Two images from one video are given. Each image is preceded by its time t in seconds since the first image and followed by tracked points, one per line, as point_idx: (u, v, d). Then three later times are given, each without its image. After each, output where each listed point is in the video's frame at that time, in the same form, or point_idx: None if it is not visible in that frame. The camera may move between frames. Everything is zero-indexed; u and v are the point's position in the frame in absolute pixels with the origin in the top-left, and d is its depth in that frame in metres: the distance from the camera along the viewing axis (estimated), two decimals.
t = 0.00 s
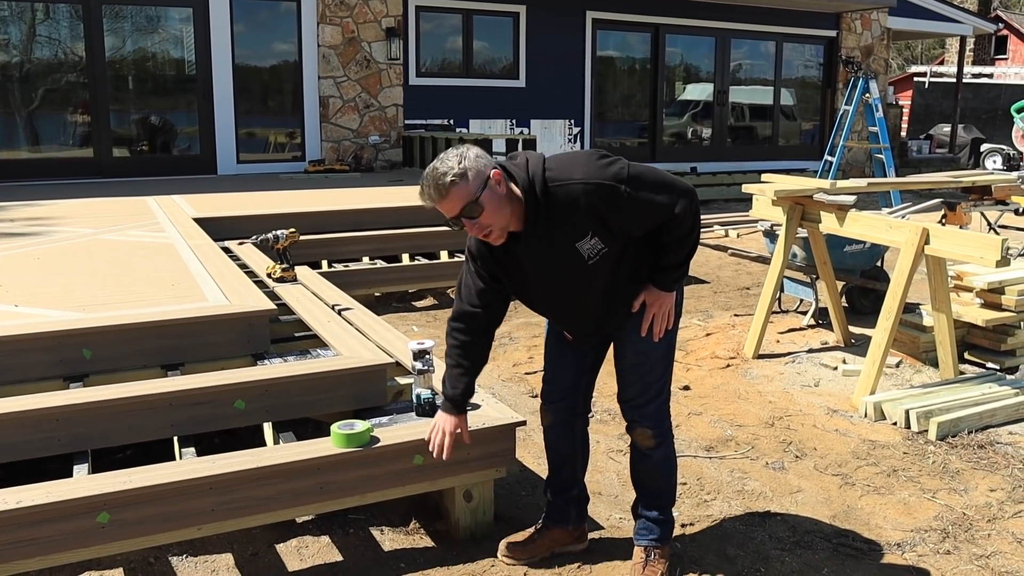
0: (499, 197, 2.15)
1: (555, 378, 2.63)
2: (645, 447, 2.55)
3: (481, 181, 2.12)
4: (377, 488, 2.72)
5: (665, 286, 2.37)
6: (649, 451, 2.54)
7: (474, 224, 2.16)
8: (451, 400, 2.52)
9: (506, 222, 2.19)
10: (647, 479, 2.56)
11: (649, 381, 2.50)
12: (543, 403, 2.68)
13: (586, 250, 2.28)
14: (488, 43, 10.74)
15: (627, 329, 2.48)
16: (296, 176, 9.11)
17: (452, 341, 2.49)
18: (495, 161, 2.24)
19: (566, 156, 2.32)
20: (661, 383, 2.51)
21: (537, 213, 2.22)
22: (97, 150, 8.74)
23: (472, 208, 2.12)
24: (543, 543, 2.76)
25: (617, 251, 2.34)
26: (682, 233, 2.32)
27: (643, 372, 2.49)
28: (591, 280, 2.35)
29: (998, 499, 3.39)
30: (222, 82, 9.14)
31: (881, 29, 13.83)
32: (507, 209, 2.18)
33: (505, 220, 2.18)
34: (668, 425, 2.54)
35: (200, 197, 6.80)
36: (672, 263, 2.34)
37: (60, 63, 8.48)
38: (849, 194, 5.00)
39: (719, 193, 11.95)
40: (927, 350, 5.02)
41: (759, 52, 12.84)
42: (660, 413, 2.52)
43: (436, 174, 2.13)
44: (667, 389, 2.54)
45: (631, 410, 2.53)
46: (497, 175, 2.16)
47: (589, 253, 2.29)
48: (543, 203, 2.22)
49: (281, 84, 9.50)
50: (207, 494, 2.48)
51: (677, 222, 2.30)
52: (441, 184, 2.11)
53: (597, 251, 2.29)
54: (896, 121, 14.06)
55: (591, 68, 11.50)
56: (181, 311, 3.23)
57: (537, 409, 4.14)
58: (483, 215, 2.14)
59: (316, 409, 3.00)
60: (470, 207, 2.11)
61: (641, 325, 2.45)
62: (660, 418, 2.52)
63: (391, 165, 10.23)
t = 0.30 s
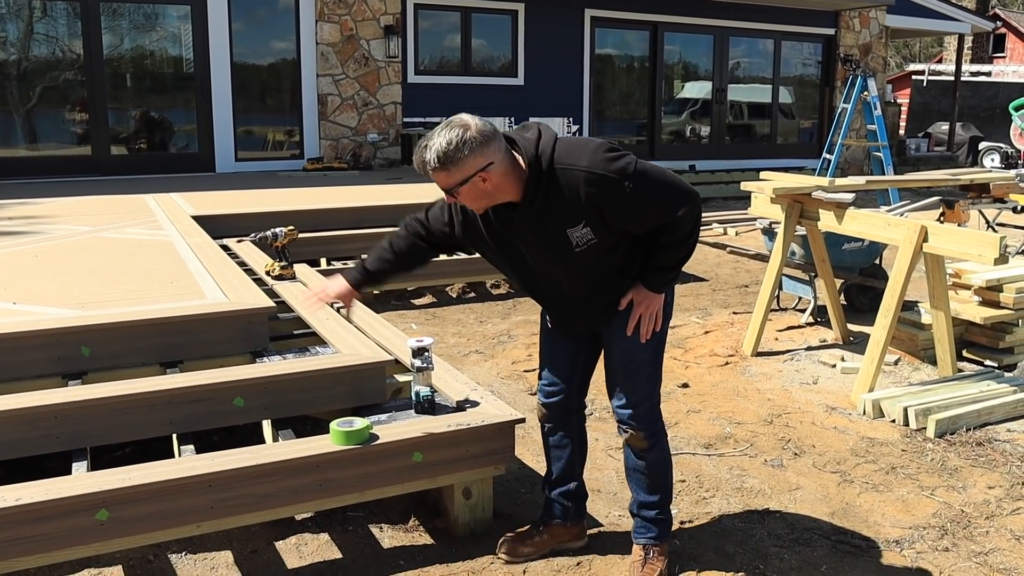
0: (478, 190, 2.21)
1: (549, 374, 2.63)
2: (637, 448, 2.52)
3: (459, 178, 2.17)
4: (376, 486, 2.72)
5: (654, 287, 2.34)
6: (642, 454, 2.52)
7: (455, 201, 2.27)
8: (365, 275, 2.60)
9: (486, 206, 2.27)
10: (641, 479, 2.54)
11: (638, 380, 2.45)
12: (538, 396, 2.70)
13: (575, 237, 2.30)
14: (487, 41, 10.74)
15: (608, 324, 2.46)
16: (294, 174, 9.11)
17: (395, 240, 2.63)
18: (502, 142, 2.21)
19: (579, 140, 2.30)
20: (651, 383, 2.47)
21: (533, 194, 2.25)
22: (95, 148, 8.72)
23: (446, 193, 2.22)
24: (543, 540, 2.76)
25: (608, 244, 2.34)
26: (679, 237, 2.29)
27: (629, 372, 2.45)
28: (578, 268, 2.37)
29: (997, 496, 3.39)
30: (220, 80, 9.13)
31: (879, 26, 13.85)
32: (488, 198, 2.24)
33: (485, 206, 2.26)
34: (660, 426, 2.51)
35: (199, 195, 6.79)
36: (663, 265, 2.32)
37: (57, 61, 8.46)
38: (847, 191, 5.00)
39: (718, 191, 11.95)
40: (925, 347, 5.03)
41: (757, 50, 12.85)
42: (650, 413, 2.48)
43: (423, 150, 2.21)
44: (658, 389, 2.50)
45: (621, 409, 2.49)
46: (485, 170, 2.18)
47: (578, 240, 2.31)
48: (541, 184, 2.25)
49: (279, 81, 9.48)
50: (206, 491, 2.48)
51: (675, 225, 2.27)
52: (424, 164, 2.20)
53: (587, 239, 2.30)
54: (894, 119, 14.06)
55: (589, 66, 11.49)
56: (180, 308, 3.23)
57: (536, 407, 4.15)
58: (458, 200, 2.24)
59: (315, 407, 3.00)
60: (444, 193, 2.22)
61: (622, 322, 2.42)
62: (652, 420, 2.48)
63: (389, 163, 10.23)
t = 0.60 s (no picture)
0: (483, 179, 2.21)
1: (545, 372, 2.64)
2: (629, 450, 2.49)
3: (465, 166, 2.18)
4: (375, 483, 2.73)
5: (650, 280, 2.30)
6: (634, 456, 2.49)
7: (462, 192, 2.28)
8: (336, 230, 2.64)
9: (492, 196, 2.26)
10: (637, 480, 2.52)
11: (626, 378, 2.42)
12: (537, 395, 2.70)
13: (577, 228, 2.28)
14: (485, 39, 10.73)
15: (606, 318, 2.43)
16: (292, 171, 9.10)
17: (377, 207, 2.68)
18: (507, 133, 2.22)
19: (587, 131, 2.30)
20: (642, 380, 2.43)
21: (538, 184, 2.24)
22: (93, 145, 8.71)
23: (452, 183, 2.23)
24: (542, 536, 2.77)
25: (610, 236, 2.32)
26: (682, 231, 2.26)
27: (621, 367, 2.42)
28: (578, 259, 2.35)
29: (993, 493, 3.40)
30: (218, 77, 9.12)
31: (878, 24, 13.84)
32: (493, 187, 2.24)
33: (491, 196, 2.27)
34: (651, 427, 2.47)
35: (197, 192, 6.79)
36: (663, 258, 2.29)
37: (55, 58, 8.44)
38: (845, 189, 5.01)
39: (716, 189, 11.95)
40: (923, 345, 5.04)
41: (755, 48, 12.86)
42: (639, 411, 2.44)
43: (429, 140, 2.22)
44: (649, 387, 2.45)
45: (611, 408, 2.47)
46: (489, 160, 2.18)
47: (580, 232, 2.29)
48: (546, 174, 2.24)
49: (277, 79, 9.47)
50: (205, 488, 2.48)
51: (678, 218, 2.24)
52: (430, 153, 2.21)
53: (588, 230, 2.28)
54: (892, 117, 14.07)
55: (587, 64, 11.49)
56: (179, 305, 3.23)
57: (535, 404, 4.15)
58: (465, 189, 2.24)
59: (314, 404, 3.00)
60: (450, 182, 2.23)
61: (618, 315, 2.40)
62: (642, 421, 2.45)
63: (388, 160, 10.24)
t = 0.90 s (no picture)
0: (517, 173, 2.18)
1: (566, 368, 2.60)
2: (648, 453, 2.44)
3: (498, 160, 2.15)
4: (374, 475, 2.73)
5: (682, 283, 2.27)
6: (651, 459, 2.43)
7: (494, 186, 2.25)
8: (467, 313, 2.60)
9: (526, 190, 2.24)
10: (648, 484, 2.47)
11: (653, 381, 2.36)
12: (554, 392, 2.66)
13: (612, 223, 2.24)
14: (485, 32, 10.72)
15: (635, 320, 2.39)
16: (292, 165, 9.10)
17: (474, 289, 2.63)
18: (539, 123, 2.19)
19: (623, 124, 2.27)
20: (668, 386, 2.38)
21: (573, 179, 2.22)
22: (93, 138, 8.70)
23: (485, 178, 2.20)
24: (541, 528, 2.77)
25: (642, 234, 2.29)
26: (716, 231, 2.22)
27: (646, 371, 2.36)
28: (609, 258, 2.32)
29: (993, 486, 3.41)
30: (218, 70, 9.11)
31: (879, 18, 13.81)
32: (528, 181, 2.21)
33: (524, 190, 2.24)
34: (672, 432, 2.42)
35: (197, 185, 6.78)
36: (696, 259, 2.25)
37: (54, 51, 8.41)
38: (845, 182, 5.01)
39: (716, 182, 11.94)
40: (922, 338, 5.05)
41: (756, 42, 12.84)
42: (662, 416, 2.39)
43: (460, 133, 2.20)
44: (675, 393, 2.40)
45: (636, 410, 2.40)
46: (523, 152, 2.15)
47: (614, 228, 2.25)
48: (581, 167, 2.22)
49: (277, 72, 9.45)
50: (205, 479, 2.49)
51: (712, 216, 2.21)
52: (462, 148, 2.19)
53: (623, 227, 2.25)
54: (892, 111, 14.05)
55: (588, 57, 11.48)
56: (179, 297, 3.23)
57: (535, 396, 4.16)
58: (498, 184, 2.21)
59: (314, 396, 3.01)
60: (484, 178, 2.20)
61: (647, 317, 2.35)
62: (664, 426, 2.40)
63: (388, 153, 10.24)
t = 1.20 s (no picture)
0: (549, 157, 2.18)
1: (587, 368, 2.61)
2: (655, 453, 2.43)
3: (531, 141, 2.15)
4: (374, 467, 2.76)
5: (707, 283, 2.26)
6: (659, 459, 2.43)
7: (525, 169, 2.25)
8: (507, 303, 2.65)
9: (556, 176, 2.23)
10: (655, 483, 2.47)
11: (669, 382, 2.35)
12: (574, 390, 2.67)
13: (644, 214, 2.24)
14: (485, 24, 10.71)
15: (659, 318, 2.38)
16: (292, 157, 9.10)
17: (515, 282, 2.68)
18: (574, 107, 2.20)
19: (661, 113, 2.25)
20: (684, 388, 2.37)
21: (606, 164, 2.21)
22: (93, 131, 8.70)
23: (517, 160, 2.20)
24: (541, 519, 2.79)
25: (672, 228, 2.28)
26: (748, 230, 2.22)
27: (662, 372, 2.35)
28: (638, 249, 2.31)
29: (990, 478, 3.43)
30: (218, 63, 9.11)
31: (881, 10, 13.75)
32: (559, 167, 2.21)
33: (555, 174, 2.23)
34: (683, 433, 2.41)
35: (197, 178, 6.79)
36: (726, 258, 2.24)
37: (54, 43, 8.40)
38: (845, 175, 5.02)
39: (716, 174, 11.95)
40: (921, 331, 5.06)
41: (757, 34, 12.82)
42: (674, 419, 2.38)
43: (495, 113, 2.20)
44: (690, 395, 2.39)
45: (650, 409, 2.38)
46: (556, 134, 2.16)
47: (645, 219, 2.24)
48: (615, 152, 2.21)
49: (276, 64, 9.44)
50: (206, 472, 2.51)
51: (744, 214, 2.20)
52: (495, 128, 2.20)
53: (655, 219, 2.24)
54: (893, 103, 14.03)
55: (587, 50, 11.46)
56: (179, 291, 3.25)
57: (534, 389, 4.18)
58: (529, 168, 2.21)
59: (314, 388, 3.03)
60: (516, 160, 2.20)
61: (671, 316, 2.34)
62: (675, 428, 2.39)
63: (388, 146, 10.25)
